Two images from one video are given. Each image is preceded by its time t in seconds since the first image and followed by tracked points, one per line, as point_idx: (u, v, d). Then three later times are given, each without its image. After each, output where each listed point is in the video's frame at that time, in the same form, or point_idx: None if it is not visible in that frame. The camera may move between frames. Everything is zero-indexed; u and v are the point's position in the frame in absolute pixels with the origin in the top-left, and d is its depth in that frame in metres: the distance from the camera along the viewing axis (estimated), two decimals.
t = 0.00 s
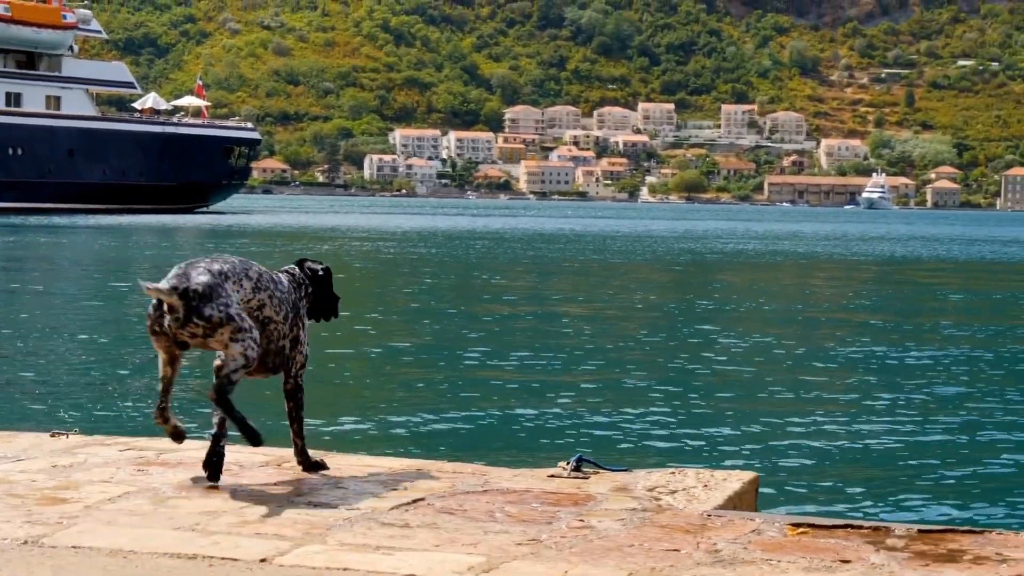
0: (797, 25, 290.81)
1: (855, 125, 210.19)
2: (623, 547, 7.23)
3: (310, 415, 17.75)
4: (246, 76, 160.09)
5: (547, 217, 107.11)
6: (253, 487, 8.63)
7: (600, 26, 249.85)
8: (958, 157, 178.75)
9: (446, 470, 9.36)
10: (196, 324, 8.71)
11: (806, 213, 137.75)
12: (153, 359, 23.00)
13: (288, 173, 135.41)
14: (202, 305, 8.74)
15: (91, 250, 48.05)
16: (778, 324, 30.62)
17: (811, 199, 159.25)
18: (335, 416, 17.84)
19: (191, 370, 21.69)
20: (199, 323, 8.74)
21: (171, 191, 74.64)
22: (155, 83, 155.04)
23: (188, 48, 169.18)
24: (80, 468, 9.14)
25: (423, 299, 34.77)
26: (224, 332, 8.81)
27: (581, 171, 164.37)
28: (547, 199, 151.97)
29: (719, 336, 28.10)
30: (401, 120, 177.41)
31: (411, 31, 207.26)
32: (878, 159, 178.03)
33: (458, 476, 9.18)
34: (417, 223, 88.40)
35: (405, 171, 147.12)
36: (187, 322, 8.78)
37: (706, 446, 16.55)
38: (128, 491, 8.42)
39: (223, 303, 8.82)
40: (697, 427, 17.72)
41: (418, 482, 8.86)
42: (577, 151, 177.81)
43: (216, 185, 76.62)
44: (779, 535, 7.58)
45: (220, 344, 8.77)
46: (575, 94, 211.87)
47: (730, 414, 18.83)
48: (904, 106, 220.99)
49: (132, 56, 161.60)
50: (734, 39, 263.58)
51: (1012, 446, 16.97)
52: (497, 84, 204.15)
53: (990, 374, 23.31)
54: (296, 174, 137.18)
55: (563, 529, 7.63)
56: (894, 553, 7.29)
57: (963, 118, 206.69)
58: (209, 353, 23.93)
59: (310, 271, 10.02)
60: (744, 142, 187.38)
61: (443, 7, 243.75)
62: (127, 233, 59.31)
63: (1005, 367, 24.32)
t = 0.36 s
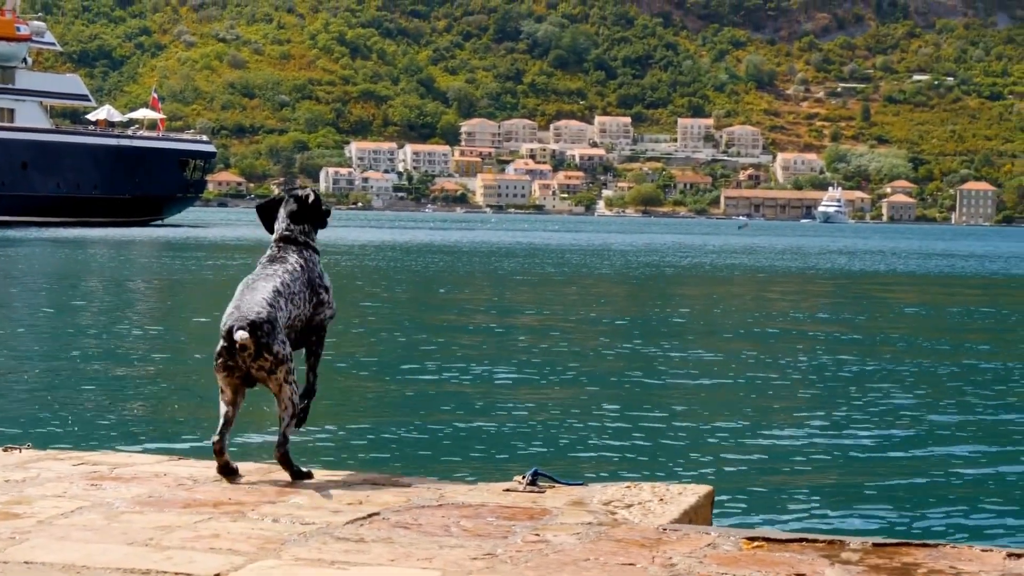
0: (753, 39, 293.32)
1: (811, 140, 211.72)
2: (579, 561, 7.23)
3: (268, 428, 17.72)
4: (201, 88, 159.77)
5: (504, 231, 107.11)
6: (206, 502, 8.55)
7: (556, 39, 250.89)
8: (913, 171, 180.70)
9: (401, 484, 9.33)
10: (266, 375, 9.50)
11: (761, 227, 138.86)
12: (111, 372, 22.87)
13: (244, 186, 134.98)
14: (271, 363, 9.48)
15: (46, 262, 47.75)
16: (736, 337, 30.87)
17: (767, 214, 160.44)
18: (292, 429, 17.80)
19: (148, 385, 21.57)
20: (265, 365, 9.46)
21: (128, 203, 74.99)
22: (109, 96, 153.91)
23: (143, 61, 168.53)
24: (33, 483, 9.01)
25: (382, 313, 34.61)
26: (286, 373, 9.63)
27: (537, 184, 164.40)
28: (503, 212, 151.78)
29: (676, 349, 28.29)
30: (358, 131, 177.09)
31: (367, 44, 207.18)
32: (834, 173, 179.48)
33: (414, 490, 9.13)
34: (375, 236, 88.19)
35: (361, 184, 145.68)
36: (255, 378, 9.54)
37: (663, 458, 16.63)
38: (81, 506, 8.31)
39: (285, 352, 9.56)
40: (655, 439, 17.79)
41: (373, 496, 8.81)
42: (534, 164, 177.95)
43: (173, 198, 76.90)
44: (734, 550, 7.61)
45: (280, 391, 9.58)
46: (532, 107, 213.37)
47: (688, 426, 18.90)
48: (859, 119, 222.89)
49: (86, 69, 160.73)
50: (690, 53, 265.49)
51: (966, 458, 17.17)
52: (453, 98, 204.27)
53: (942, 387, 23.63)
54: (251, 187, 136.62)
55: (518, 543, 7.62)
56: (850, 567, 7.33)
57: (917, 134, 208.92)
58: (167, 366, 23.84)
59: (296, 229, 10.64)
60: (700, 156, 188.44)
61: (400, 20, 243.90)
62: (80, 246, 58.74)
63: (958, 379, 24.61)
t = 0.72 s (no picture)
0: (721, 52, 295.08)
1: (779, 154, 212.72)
2: None
3: (236, 444, 17.69)
4: (168, 101, 159.51)
5: (472, 244, 107.19)
6: (173, 515, 8.49)
7: (524, 53, 251.72)
8: (880, 185, 182.21)
9: (370, 498, 9.29)
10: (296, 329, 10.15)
11: (730, 240, 140.06)
12: (78, 386, 22.76)
13: (211, 200, 135.24)
14: (297, 312, 10.14)
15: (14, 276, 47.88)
16: (703, 352, 30.93)
17: (735, 227, 162.00)
18: (260, 444, 17.80)
19: (115, 398, 21.50)
20: (294, 312, 10.14)
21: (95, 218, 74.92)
22: (76, 109, 153.40)
23: (110, 74, 168.53)
24: None
25: (353, 326, 34.53)
26: (310, 325, 10.27)
27: (506, 198, 164.19)
28: (471, 226, 151.42)
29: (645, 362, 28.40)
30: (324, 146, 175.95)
31: (334, 57, 207.98)
32: (801, 187, 180.77)
33: (380, 503, 9.09)
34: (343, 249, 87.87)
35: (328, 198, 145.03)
36: (283, 327, 10.18)
37: (632, 470, 16.69)
38: (45, 520, 8.24)
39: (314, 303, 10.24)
40: (625, 453, 17.84)
41: (339, 510, 8.78)
42: (502, 178, 177.79)
43: (139, 212, 76.85)
44: (702, 565, 7.61)
45: (301, 337, 10.20)
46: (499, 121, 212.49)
47: (658, 439, 18.97)
48: (826, 133, 224.38)
49: (53, 81, 160.99)
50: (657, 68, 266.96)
51: (934, 472, 17.29)
52: (420, 111, 204.36)
53: (910, 400, 23.81)
54: (217, 201, 136.63)
55: (484, 558, 7.60)
56: None
57: (885, 148, 210.36)
58: (134, 379, 23.77)
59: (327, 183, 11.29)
60: (668, 169, 189.43)
61: (368, 34, 244.24)
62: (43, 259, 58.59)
63: (926, 393, 24.81)
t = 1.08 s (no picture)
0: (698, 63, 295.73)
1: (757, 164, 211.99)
2: None
3: (218, 455, 17.76)
4: (145, 113, 159.21)
5: (450, 256, 106.93)
6: (148, 528, 8.44)
7: (502, 65, 251.95)
8: (859, 197, 182.55)
9: (347, 510, 9.25)
10: (331, 311, 10.02)
11: (709, 252, 139.92)
12: (59, 396, 22.77)
13: (187, 211, 134.37)
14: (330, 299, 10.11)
15: None
16: (681, 364, 30.93)
17: (712, 239, 162.47)
18: (242, 454, 17.74)
19: (95, 410, 21.44)
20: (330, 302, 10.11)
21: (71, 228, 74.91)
22: (51, 120, 152.36)
23: (85, 85, 167.57)
24: None
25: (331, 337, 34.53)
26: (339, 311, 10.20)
27: (484, 209, 163.44)
28: (449, 238, 150.75)
29: (624, 373, 28.48)
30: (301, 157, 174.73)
31: (311, 69, 207.75)
32: (778, 199, 180.80)
33: (358, 515, 9.07)
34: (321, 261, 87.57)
35: (305, 210, 144.61)
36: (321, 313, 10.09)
37: (615, 481, 16.76)
38: (22, 534, 8.20)
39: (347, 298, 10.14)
40: (608, 464, 17.91)
41: (318, 521, 8.75)
42: (480, 190, 176.90)
43: (116, 223, 76.86)
44: None
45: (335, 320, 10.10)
46: (476, 133, 211.19)
47: (639, 451, 18.99)
48: (803, 144, 224.68)
49: (28, 93, 160.15)
50: (635, 79, 266.94)
51: (912, 483, 17.41)
52: (397, 123, 203.42)
53: (892, 411, 23.90)
54: (194, 212, 135.91)
55: (463, 571, 7.58)
56: None
57: (863, 158, 211.50)
58: (115, 391, 23.77)
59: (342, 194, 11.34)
60: (646, 180, 189.27)
61: (345, 45, 244.13)
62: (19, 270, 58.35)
63: (910, 404, 24.87)
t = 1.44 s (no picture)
0: (684, 70, 296.24)
1: (742, 171, 211.78)
2: None
3: (206, 463, 17.73)
4: (130, 121, 159.27)
5: (435, 263, 107.03)
6: (134, 537, 8.40)
7: (487, 72, 252.12)
8: (846, 203, 182.70)
9: (334, 518, 9.23)
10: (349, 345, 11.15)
11: (695, 259, 140.14)
12: (44, 404, 22.72)
13: (173, 219, 133.89)
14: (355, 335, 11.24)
15: None
16: (666, 370, 30.92)
17: (698, 245, 163.26)
18: (227, 462, 17.73)
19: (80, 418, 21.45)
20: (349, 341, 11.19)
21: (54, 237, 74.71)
22: (35, 127, 151.77)
23: (70, 92, 167.14)
24: None
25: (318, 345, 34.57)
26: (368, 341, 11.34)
27: (469, 217, 162.92)
28: (435, 246, 149.99)
29: (611, 380, 28.53)
30: (287, 165, 174.11)
31: (297, 77, 208.07)
32: (765, 205, 180.68)
33: (343, 522, 9.07)
34: (305, 268, 87.49)
35: (291, 217, 144.65)
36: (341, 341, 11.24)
37: (603, 487, 16.78)
38: (4, 544, 8.15)
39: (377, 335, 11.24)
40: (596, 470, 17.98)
41: (303, 529, 8.72)
42: (465, 198, 176.11)
43: (100, 231, 76.71)
44: None
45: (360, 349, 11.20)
46: (462, 140, 211.05)
47: (628, 457, 19.07)
48: (789, 151, 224.49)
49: (12, 100, 159.75)
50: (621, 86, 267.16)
51: (901, 490, 17.46)
52: (383, 130, 202.71)
53: (880, 418, 23.96)
54: (179, 220, 135.55)
55: None
56: None
57: (848, 165, 212.17)
58: (99, 399, 23.76)
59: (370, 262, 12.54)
60: (632, 188, 189.17)
61: (331, 53, 244.11)
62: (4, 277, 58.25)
63: (897, 411, 24.95)
